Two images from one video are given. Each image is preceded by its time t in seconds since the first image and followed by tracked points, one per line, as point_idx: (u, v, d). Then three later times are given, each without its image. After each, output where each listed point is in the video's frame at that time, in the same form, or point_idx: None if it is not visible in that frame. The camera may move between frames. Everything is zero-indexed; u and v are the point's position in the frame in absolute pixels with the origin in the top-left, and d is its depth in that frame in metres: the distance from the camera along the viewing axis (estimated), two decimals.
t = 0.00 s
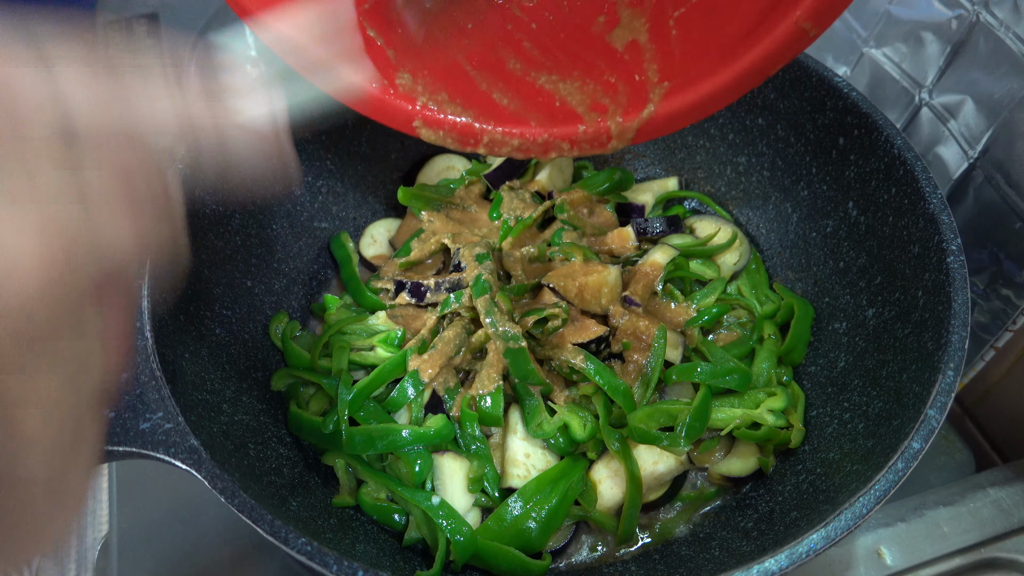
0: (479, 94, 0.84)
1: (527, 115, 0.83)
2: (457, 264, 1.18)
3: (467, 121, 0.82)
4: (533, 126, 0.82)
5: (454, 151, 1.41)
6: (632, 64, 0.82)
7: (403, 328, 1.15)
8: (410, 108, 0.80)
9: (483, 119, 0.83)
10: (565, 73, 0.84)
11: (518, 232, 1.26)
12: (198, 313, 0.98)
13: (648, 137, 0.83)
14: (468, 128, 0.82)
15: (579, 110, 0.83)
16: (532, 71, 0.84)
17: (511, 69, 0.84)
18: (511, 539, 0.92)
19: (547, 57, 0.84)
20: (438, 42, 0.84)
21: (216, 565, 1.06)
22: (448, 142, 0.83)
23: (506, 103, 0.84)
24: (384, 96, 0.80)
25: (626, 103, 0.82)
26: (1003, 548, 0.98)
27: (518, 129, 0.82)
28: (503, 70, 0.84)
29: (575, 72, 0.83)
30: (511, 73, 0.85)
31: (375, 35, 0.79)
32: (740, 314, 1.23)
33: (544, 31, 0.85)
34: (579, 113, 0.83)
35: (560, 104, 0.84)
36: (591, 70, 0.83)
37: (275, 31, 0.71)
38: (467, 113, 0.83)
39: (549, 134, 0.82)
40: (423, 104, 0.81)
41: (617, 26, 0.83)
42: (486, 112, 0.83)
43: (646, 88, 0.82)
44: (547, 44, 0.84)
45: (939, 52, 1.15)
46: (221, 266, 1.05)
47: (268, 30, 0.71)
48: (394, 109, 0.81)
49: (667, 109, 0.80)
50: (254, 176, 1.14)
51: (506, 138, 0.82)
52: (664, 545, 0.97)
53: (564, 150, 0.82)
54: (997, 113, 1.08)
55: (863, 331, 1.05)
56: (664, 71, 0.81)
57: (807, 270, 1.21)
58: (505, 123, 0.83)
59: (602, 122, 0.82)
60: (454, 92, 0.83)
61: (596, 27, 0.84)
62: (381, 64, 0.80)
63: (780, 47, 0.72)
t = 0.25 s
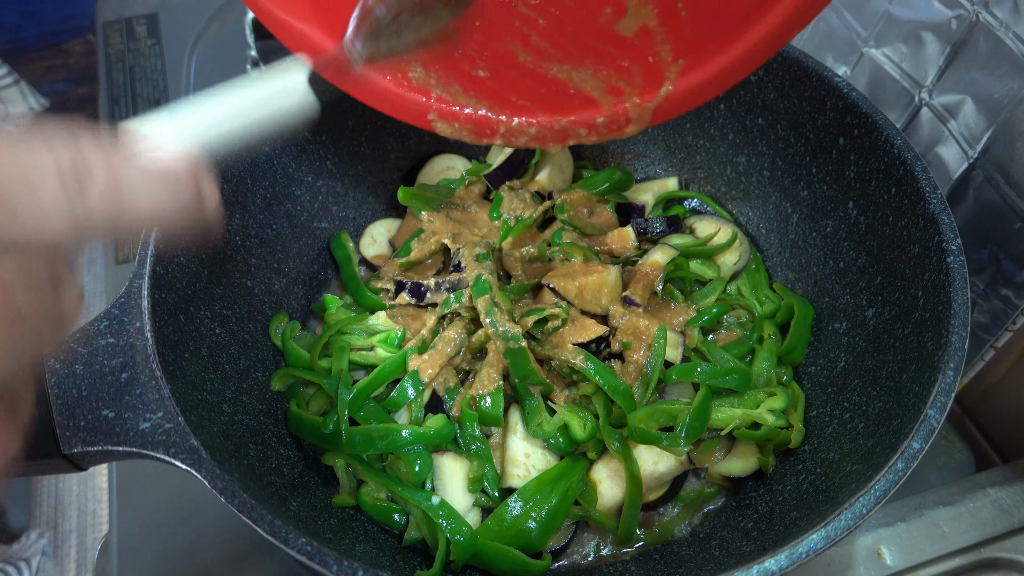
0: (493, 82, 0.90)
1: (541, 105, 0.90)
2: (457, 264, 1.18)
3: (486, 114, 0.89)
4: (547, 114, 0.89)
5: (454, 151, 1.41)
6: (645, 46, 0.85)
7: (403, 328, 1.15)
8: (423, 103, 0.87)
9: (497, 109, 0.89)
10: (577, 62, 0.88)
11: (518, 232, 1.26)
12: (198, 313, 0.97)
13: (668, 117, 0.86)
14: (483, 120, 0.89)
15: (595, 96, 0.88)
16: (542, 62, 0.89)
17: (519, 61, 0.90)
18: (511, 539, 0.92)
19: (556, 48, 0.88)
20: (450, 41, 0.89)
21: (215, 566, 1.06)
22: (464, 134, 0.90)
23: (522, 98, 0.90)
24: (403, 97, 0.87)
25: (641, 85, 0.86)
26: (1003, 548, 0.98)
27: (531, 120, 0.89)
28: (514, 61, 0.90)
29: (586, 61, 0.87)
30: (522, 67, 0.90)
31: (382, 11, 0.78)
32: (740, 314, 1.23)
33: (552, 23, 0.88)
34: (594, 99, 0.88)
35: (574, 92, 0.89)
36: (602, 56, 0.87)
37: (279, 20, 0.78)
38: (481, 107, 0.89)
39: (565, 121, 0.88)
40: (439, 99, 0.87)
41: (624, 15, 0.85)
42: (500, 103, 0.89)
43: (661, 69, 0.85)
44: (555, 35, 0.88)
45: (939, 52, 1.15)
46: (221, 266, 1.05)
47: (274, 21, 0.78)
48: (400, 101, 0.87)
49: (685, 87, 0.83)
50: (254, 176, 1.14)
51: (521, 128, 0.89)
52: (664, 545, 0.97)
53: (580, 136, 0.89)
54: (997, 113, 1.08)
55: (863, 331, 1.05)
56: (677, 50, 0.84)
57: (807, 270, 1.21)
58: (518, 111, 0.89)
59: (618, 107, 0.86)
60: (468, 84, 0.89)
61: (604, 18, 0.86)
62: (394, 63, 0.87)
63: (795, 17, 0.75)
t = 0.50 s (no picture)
0: (513, 104, 0.77)
1: (570, 116, 0.74)
2: (457, 264, 1.18)
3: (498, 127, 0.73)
4: (572, 122, 0.73)
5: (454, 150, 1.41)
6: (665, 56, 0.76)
7: (403, 328, 1.15)
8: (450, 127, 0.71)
9: (518, 125, 0.74)
10: (595, 79, 0.79)
11: (518, 233, 1.26)
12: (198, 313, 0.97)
13: (704, 114, 0.72)
14: (517, 139, 0.73)
15: (621, 101, 0.74)
16: (560, 85, 0.79)
17: (537, 87, 0.79)
18: (511, 539, 0.92)
19: (571, 70, 0.80)
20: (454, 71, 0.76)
21: (215, 565, 1.06)
22: (486, 156, 0.73)
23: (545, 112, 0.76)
24: (427, 121, 0.70)
25: (670, 82, 0.73)
26: (1003, 548, 0.98)
27: (555, 129, 0.73)
28: (530, 88, 0.79)
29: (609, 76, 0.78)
30: (538, 91, 0.78)
31: (391, 60, 0.71)
32: (740, 314, 1.23)
33: (561, 54, 0.81)
34: (621, 103, 0.74)
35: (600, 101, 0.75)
36: (620, 71, 0.78)
37: (286, 38, 0.63)
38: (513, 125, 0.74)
39: (595, 127, 0.72)
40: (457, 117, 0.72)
41: (633, 36, 0.80)
42: (520, 118, 0.75)
43: (688, 68, 0.73)
44: (569, 63, 0.80)
45: (939, 52, 1.15)
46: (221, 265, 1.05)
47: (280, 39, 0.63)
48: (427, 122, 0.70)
49: (718, 76, 0.70)
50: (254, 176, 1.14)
51: (545, 138, 0.72)
52: (665, 545, 0.97)
53: (614, 143, 0.72)
54: (997, 113, 1.08)
55: (864, 331, 1.05)
56: (701, 47, 0.74)
57: (807, 270, 1.21)
58: (539, 124, 0.74)
59: (649, 106, 0.72)
60: (486, 106, 0.76)
61: (612, 42, 0.81)
62: (403, 84, 0.70)
63: None
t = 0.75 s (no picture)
0: (490, 98, 0.73)
1: (552, 100, 0.72)
2: (457, 264, 1.18)
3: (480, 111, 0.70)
4: (555, 104, 0.71)
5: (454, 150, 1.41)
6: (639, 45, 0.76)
7: (403, 328, 1.15)
8: (423, 107, 0.69)
9: (496, 109, 0.71)
10: (568, 74, 0.77)
11: (518, 233, 1.26)
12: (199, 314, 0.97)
13: (688, 88, 0.72)
14: (491, 124, 0.69)
15: (603, 83, 0.72)
16: (534, 83, 0.76)
17: (514, 85, 0.76)
18: (511, 539, 0.92)
19: (543, 69, 0.78)
20: (431, 73, 0.76)
21: (216, 565, 1.06)
22: (474, 144, 0.70)
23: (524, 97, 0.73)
24: (403, 105, 0.69)
25: (649, 63, 0.72)
26: (1003, 548, 0.98)
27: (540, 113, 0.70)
28: (505, 85, 0.76)
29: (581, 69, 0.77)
30: (514, 88, 0.75)
31: (369, 58, 0.73)
32: (740, 314, 1.23)
33: (531, 59, 0.80)
34: (602, 86, 0.72)
35: (580, 85, 0.73)
36: (596, 64, 0.77)
37: (259, 26, 0.65)
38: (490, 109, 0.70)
39: (578, 107, 0.70)
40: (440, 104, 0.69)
41: (602, 35, 0.80)
42: (498, 106, 0.72)
43: (666, 48, 0.73)
44: (541, 64, 0.79)
45: (939, 52, 1.15)
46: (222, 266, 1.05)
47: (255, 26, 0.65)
48: (404, 107, 0.69)
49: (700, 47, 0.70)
50: (254, 176, 1.14)
51: (527, 121, 0.69)
52: (665, 545, 0.97)
53: (601, 124, 0.70)
54: (997, 113, 1.08)
55: (864, 331, 1.05)
56: (673, 30, 0.74)
57: (807, 269, 1.21)
58: (521, 108, 0.71)
59: (632, 84, 0.70)
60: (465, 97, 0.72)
61: (582, 45, 0.80)
62: (383, 75, 0.71)
63: None
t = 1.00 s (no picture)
0: (447, 134, 0.80)
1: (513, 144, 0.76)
2: (457, 264, 1.18)
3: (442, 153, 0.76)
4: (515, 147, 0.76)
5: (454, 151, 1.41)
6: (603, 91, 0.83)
7: (403, 328, 1.15)
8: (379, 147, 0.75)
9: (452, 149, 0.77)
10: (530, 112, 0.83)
11: (518, 233, 1.27)
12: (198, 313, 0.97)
13: (643, 136, 0.78)
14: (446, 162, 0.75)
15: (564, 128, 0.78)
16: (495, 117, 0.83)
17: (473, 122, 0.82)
18: (512, 539, 0.92)
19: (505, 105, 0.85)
20: (389, 106, 0.83)
21: (216, 565, 1.06)
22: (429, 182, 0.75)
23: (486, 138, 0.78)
24: (355, 141, 0.74)
25: (609, 109, 0.78)
26: (1003, 548, 0.98)
27: (503, 157, 0.75)
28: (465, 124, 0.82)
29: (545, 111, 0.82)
30: (473, 124, 0.82)
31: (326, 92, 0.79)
32: (740, 314, 1.24)
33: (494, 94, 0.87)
34: (564, 130, 0.77)
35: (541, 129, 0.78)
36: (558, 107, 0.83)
37: (209, 55, 0.70)
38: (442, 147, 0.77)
39: (538, 152, 0.75)
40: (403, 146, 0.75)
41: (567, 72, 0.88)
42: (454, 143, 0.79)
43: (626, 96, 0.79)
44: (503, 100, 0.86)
45: (939, 52, 1.15)
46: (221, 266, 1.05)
47: (203, 55, 0.69)
48: (350, 142, 0.74)
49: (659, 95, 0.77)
50: (254, 176, 1.14)
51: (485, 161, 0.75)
52: (665, 545, 0.97)
53: (558, 164, 0.76)
54: (997, 113, 1.08)
55: (863, 331, 1.05)
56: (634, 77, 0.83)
57: (807, 269, 1.21)
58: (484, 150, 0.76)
59: (590, 131, 0.76)
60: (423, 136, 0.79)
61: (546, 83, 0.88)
62: (337, 110, 0.77)
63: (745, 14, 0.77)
